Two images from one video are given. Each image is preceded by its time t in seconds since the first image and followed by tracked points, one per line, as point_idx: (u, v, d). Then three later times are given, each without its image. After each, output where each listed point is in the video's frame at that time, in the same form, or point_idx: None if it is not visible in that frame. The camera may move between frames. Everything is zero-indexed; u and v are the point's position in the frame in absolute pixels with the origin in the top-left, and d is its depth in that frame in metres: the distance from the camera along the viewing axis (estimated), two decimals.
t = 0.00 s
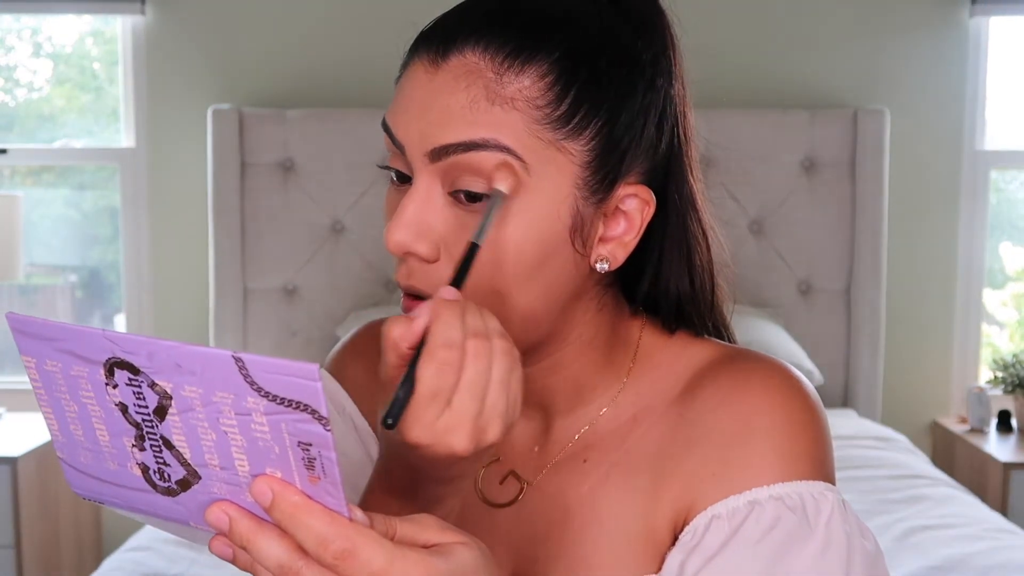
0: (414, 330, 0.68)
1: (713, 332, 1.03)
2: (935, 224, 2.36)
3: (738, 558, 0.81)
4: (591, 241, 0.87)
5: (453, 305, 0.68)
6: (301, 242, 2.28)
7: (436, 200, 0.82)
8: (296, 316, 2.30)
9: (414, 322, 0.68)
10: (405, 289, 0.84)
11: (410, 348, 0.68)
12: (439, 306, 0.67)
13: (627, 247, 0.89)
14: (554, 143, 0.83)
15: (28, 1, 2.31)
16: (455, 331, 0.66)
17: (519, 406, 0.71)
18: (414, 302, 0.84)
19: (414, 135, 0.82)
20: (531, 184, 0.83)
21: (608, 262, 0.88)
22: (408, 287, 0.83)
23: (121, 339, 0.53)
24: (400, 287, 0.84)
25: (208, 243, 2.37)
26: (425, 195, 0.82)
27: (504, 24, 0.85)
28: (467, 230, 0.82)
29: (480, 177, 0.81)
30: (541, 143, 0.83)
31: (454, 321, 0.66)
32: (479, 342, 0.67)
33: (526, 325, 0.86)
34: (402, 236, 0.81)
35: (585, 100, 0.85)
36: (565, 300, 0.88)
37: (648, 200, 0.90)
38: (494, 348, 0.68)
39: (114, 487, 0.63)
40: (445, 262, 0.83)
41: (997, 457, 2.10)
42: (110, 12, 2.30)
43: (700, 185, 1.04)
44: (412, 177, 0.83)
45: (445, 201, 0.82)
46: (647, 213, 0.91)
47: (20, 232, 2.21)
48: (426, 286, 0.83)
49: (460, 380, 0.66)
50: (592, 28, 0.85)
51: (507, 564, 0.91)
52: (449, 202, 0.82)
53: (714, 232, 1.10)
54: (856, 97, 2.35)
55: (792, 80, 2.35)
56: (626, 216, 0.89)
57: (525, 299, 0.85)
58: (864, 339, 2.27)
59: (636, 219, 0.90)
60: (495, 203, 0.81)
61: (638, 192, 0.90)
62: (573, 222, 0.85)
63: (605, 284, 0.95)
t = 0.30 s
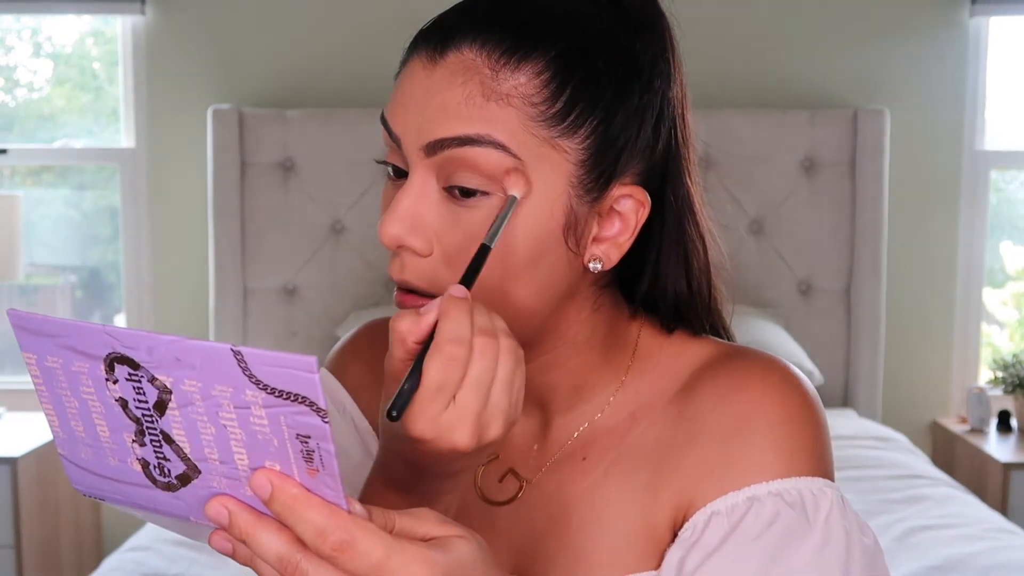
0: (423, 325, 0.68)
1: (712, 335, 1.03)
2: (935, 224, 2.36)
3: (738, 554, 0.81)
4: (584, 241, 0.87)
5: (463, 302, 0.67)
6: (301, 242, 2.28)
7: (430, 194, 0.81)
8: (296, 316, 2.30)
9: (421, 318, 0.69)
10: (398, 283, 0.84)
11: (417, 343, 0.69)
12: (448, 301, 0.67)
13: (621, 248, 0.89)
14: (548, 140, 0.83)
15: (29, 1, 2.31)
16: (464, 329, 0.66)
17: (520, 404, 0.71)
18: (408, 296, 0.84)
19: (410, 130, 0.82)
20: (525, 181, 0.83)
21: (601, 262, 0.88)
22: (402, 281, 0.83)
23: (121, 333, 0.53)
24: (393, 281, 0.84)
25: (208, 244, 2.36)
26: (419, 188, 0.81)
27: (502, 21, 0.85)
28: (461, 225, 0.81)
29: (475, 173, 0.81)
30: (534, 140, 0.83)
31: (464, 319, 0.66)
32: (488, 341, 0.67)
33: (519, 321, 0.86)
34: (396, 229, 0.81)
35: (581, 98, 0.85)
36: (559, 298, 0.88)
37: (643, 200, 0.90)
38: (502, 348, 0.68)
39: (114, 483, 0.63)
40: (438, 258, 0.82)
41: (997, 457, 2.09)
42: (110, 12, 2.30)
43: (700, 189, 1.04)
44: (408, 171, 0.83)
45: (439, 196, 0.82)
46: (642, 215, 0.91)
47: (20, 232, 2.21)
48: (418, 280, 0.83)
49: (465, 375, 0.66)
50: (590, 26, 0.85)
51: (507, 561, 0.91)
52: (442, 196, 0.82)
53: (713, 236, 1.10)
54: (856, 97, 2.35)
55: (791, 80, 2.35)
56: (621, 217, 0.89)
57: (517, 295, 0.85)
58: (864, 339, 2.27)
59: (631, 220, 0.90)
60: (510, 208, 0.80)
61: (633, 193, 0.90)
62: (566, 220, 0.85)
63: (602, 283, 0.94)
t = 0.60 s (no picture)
0: (424, 326, 0.67)
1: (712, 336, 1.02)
2: (935, 223, 2.36)
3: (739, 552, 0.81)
4: (583, 240, 0.87)
5: (461, 298, 0.67)
6: (301, 242, 2.28)
7: (431, 188, 0.81)
8: (296, 316, 2.30)
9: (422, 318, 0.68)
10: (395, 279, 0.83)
11: (420, 344, 0.68)
12: (447, 301, 0.67)
13: (619, 249, 0.89)
14: (549, 137, 0.83)
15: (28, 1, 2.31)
16: (465, 325, 0.66)
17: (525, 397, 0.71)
18: (404, 292, 0.83)
19: (411, 125, 0.82)
20: (524, 178, 0.83)
21: (599, 263, 0.88)
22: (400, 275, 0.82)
23: (124, 328, 0.53)
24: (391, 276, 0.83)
25: (208, 244, 2.36)
26: (418, 183, 0.81)
27: (504, 19, 0.86)
28: (460, 221, 0.81)
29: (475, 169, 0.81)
30: (535, 137, 0.83)
31: (464, 316, 0.66)
32: (490, 335, 0.67)
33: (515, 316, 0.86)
34: (394, 225, 0.81)
35: (582, 97, 0.85)
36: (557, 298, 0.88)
37: (642, 201, 0.90)
38: (505, 341, 0.68)
39: (117, 478, 0.63)
40: (437, 254, 0.82)
41: (997, 457, 2.09)
42: (110, 12, 2.30)
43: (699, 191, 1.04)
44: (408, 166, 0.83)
45: (439, 192, 0.81)
46: (641, 216, 0.91)
47: (20, 232, 2.21)
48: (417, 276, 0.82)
49: (470, 375, 0.66)
50: (592, 25, 0.85)
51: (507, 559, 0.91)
52: (442, 192, 0.81)
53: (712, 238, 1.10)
54: (856, 97, 2.35)
55: (792, 80, 2.35)
56: (620, 218, 0.89)
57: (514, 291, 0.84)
58: (864, 339, 2.27)
59: (629, 221, 0.90)
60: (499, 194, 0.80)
61: (632, 194, 0.90)
62: (566, 218, 0.85)
63: (601, 282, 0.94)
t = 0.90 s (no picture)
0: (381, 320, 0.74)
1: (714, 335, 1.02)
2: (935, 223, 2.36)
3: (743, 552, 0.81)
4: (589, 241, 0.87)
5: (415, 289, 0.68)
6: (301, 242, 2.28)
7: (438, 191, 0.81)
8: (296, 316, 2.30)
9: (380, 314, 0.74)
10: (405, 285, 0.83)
11: (378, 338, 0.74)
12: (400, 292, 0.67)
13: (624, 248, 0.90)
14: (556, 138, 0.83)
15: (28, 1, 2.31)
16: (419, 312, 0.66)
17: (494, 384, 0.71)
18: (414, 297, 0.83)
19: (417, 127, 0.82)
20: (532, 179, 0.83)
21: (605, 263, 0.88)
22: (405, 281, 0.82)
23: (130, 332, 0.53)
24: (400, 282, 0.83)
25: (208, 244, 2.36)
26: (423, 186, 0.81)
27: (508, 21, 0.86)
28: (468, 224, 0.81)
29: (481, 171, 0.81)
30: (542, 138, 0.83)
31: (418, 303, 0.67)
32: (445, 321, 0.67)
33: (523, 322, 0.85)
34: (401, 230, 0.80)
35: (588, 97, 0.86)
36: (563, 298, 0.88)
37: (646, 201, 0.91)
38: (460, 324, 0.68)
39: (122, 481, 0.63)
40: (445, 257, 0.82)
41: (997, 457, 2.10)
42: (110, 12, 2.30)
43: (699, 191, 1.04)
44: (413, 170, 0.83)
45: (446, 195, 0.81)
46: (646, 215, 0.91)
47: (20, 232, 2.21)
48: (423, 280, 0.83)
49: (427, 360, 0.67)
50: (596, 27, 0.86)
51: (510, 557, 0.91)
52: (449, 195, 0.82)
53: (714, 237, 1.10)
54: (855, 97, 2.35)
55: (792, 80, 2.35)
56: (624, 218, 0.90)
57: (524, 292, 0.83)
58: (865, 339, 2.27)
59: (634, 220, 0.90)
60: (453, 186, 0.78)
61: (637, 193, 0.90)
62: (573, 219, 0.85)
63: (603, 283, 0.94)
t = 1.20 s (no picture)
0: (364, 325, 0.75)
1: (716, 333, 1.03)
2: (935, 223, 2.36)
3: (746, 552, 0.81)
4: (595, 242, 0.87)
5: (401, 292, 0.68)
6: (301, 242, 2.28)
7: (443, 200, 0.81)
8: (296, 316, 2.30)
9: (364, 319, 0.75)
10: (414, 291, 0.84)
11: (362, 343, 0.75)
12: (387, 296, 0.67)
13: (629, 248, 0.90)
14: (562, 144, 0.83)
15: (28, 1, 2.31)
16: (405, 312, 0.67)
17: (484, 382, 0.71)
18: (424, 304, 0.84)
19: (422, 134, 0.81)
20: (539, 185, 0.82)
21: (610, 264, 0.88)
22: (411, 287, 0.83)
23: (136, 333, 0.53)
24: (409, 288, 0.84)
25: (208, 243, 2.36)
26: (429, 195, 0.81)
27: (512, 26, 0.85)
28: (475, 230, 0.81)
29: (486, 177, 0.81)
30: (549, 144, 0.83)
31: (404, 304, 0.67)
32: (429, 320, 0.67)
33: (527, 325, 0.85)
34: (406, 238, 0.81)
35: (593, 102, 0.86)
36: (568, 300, 0.88)
37: (651, 201, 0.91)
38: (444, 325, 0.69)
39: (126, 483, 0.63)
40: (451, 263, 0.82)
41: (997, 457, 2.10)
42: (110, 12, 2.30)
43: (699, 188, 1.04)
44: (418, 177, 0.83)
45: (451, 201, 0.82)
46: (650, 215, 0.92)
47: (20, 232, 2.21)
48: (428, 285, 0.83)
49: (414, 358, 0.67)
50: (600, 33, 0.86)
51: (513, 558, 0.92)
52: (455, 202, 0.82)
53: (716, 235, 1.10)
54: (856, 97, 2.35)
55: (792, 80, 2.35)
56: (628, 218, 0.90)
57: (530, 295, 0.83)
58: (865, 339, 2.27)
59: (638, 221, 0.91)
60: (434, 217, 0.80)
61: (641, 194, 0.90)
62: (579, 223, 0.85)
63: (605, 284, 0.94)
